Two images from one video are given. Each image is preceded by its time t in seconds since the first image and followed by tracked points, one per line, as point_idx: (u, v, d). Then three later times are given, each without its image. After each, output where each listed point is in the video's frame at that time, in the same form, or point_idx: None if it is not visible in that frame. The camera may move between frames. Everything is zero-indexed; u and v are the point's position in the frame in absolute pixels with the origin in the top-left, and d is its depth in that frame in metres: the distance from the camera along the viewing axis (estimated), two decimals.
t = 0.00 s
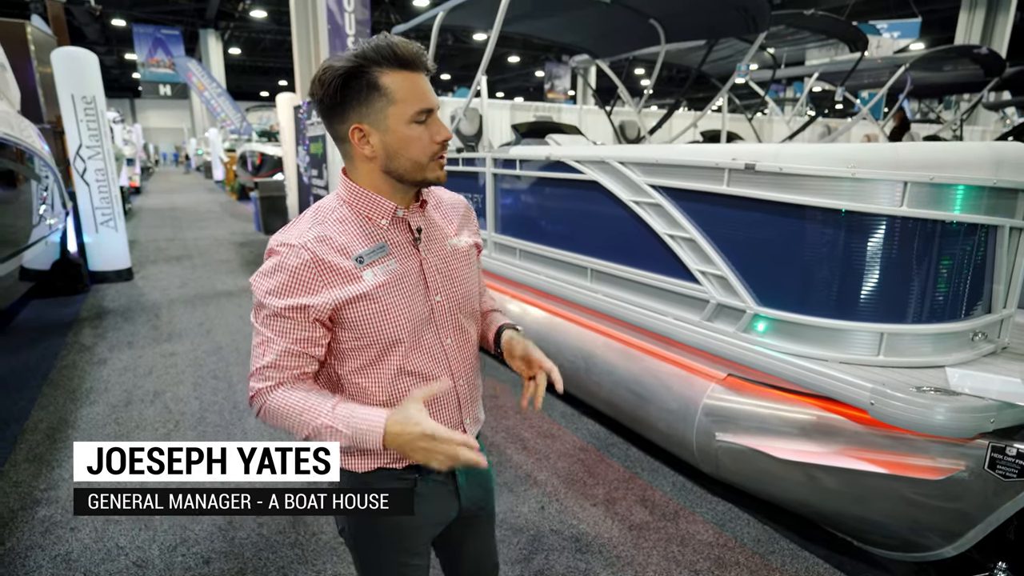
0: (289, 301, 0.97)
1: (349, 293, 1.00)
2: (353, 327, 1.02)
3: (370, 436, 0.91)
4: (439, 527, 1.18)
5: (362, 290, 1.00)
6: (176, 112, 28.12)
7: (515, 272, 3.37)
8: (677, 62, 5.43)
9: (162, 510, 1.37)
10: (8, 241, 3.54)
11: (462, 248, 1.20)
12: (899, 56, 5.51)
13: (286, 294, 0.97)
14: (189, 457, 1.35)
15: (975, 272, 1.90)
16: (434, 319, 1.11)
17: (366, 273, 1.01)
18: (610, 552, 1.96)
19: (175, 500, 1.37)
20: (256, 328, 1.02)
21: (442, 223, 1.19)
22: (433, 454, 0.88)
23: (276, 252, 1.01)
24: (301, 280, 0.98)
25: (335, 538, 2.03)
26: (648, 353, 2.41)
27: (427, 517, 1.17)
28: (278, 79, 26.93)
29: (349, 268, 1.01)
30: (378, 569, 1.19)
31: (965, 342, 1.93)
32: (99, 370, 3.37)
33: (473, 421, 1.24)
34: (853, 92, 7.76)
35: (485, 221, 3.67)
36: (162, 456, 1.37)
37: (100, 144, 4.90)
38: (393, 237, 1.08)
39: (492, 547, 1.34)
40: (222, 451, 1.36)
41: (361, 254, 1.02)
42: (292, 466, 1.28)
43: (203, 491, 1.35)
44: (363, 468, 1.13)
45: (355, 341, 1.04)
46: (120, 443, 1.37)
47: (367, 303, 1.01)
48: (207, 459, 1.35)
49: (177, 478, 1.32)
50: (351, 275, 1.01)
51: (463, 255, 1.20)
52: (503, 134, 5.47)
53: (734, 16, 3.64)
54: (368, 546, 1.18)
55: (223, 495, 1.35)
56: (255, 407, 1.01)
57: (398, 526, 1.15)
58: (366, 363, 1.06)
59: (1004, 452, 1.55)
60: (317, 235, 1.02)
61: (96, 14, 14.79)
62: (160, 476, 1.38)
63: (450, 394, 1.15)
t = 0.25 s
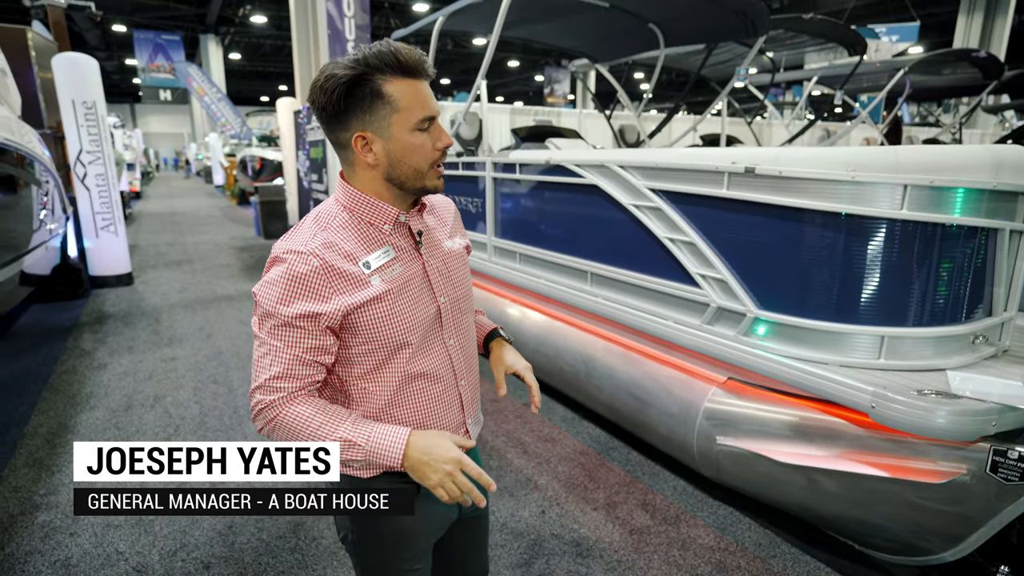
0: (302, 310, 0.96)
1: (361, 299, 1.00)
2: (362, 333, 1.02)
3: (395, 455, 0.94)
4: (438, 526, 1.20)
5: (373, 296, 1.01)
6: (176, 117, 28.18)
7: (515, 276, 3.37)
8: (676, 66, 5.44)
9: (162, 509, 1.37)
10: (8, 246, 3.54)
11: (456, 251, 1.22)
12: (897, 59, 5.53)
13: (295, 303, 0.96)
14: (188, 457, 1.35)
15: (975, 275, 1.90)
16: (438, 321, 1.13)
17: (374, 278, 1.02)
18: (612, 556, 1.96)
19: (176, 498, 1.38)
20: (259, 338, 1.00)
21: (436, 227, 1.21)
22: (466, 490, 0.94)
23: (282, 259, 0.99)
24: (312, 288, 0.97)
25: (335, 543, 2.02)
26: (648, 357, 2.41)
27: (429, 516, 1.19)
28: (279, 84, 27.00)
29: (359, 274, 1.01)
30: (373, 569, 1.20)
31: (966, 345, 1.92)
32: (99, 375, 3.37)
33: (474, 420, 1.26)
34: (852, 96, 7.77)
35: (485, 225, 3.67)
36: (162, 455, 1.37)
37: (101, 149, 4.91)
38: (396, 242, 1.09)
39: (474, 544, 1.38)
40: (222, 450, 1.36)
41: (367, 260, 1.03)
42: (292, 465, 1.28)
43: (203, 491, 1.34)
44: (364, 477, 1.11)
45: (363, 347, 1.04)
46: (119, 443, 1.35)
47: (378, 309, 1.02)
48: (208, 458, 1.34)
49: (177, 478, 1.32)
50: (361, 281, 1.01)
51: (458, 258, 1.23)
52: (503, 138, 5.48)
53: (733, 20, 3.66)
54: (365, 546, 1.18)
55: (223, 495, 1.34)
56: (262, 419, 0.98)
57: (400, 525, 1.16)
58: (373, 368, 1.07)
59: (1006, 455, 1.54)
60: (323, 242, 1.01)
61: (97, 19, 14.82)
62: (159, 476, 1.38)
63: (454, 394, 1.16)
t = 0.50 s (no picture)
0: (313, 306, 0.96)
1: (370, 292, 1.01)
2: (371, 326, 1.03)
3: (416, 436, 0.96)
4: (445, 521, 1.22)
5: (380, 288, 1.02)
6: (177, 120, 28.20)
7: (516, 278, 3.37)
8: (676, 69, 5.46)
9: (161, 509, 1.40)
10: (9, 249, 3.54)
11: (453, 244, 1.24)
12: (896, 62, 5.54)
13: (305, 300, 0.96)
14: (188, 457, 1.38)
15: (975, 277, 1.90)
16: (441, 312, 1.14)
17: (380, 271, 1.03)
18: (612, 558, 1.96)
19: (176, 499, 1.42)
20: (271, 338, 1.00)
21: (432, 222, 1.23)
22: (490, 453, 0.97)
23: (288, 259, 0.99)
24: (321, 284, 0.97)
25: (336, 545, 2.02)
26: (648, 359, 2.41)
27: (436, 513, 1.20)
28: (279, 88, 27.06)
29: (364, 269, 1.01)
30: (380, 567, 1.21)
31: (966, 347, 1.93)
32: (100, 378, 3.37)
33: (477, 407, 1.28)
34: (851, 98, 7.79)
35: (485, 227, 3.68)
36: (162, 456, 1.40)
37: (101, 152, 4.92)
38: (397, 237, 1.10)
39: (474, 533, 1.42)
40: (222, 451, 1.40)
41: (372, 254, 1.04)
42: (293, 465, 1.32)
43: (203, 491, 1.39)
44: (378, 473, 1.13)
45: (373, 341, 1.05)
46: (120, 444, 1.39)
47: (385, 301, 1.03)
48: (208, 459, 1.37)
49: (178, 478, 1.36)
50: (366, 275, 1.02)
51: (454, 251, 1.24)
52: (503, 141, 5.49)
53: (732, 23, 3.67)
54: (372, 545, 1.19)
55: (223, 494, 1.37)
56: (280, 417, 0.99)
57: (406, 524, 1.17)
58: (382, 361, 1.07)
59: (1007, 457, 1.54)
60: (328, 239, 1.01)
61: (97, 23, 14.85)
62: (159, 477, 1.41)
63: (458, 383, 1.18)
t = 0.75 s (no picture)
0: (331, 289, 0.97)
1: (382, 278, 1.03)
2: (382, 313, 1.05)
3: (436, 408, 0.96)
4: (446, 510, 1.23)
5: (391, 274, 1.05)
6: (177, 121, 28.21)
7: (516, 280, 3.36)
8: (676, 70, 5.46)
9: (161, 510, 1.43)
10: (9, 250, 3.54)
11: (451, 241, 1.28)
12: (897, 63, 5.54)
13: (323, 284, 0.98)
14: (188, 457, 1.42)
15: (976, 278, 1.90)
16: (444, 302, 1.18)
17: (389, 260, 1.06)
18: (613, 559, 1.95)
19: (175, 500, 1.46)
20: (289, 327, 1.00)
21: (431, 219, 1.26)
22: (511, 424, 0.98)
23: (303, 249, 1.01)
24: (337, 269, 0.99)
25: (336, 546, 2.02)
26: (648, 360, 2.42)
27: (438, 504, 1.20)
28: (279, 89, 27.09)
29: (374, 257, 1.04)
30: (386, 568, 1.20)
31: (967, 347, 1.93)
32: (100, 379, 3.37)
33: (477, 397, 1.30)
34: (852, 100, 7.79)
35: (485, 228, 3.68)
36: (162, 456, 1.43)
37: (102, 154, 4.92)
38: (401, 232, 1.13)
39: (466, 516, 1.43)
40: (222, 451, 1.45)
41: (380, 246, 1.07)
42: (294, 464, 1.36)
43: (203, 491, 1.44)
44: (387, 460, 1.14)
45: (384, 328, 1.07)
46: (120, 445, 1.43)
47: (395, 287, 1.05)
48: (209, 458, 1.42)
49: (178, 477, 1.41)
50: (376, 263, 1.04)
51: (452, 248, 1.28)
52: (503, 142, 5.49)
53: (732, 25, 3.67)
54: (376, 545, 1.19)
55: (222, 494, 1.40)
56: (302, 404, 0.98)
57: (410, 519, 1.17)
58: (392, 350, 1.09)
59: (1008, 457, 1.54)
60: (339, 230, 1.04)
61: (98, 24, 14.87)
62: (159, 476, 1.43)
63: (461, 372, 1.21)
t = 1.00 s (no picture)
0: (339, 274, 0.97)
1: (384, 270, 1.03)
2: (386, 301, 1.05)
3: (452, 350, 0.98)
4: (433, 498, 1.22)
5: (393, 267, 1.04)
6: (177, 122, 28.20)
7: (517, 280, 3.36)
8: (676, 70, 5.46)
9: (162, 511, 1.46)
10: (10, 251, 3.54)
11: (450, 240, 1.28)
12: (897, 63, 5.54)
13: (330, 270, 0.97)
14: (188, 457, 1.44)
15: (976, 279, 1.90)
16: (439, 297, 1.18)
17: (391, 253, 1.06)
18: (613, 560, 1.95)
19: (176, 499, 1.48)
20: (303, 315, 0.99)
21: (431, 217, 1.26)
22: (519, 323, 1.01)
23: (312, 240, 1.01)
24: (344, 256, 0.99)
25: (337, 547, 2.02)
26: (649, 360, 2.41)
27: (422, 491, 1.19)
28: (279, 90, 27.10)
29: (374, 251, 1.04)
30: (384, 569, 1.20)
31: (968, 348, 1.92)
32: (100, 380, 3.37)
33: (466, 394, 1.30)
34: (852, 100, 7.78)
35: (485, 229, 3.68)
36: (162, 456, 1.44)
37: (101, 154, 4.92)
38: (402, 228, 1.13)
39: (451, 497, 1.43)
40: (223, 451, 1.48)
41: (382, 240, 1.06)
42: (294, 464, 1.36)
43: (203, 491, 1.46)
44: (369, 444, 1.14)
45: (385, 319, 1.06)
46: (120, 445, 1.45)
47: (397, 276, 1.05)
48: (209, 458, 1.45)
49: (178, 477, 1.44)
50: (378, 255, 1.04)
51: (452, 246, 1.27)
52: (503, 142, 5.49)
53: (733, 25, 3.67)
54: (373, 546, 1.19)
55: (224, 493, 1.44)
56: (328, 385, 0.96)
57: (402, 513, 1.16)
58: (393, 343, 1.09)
59: (1009, 458, 1.54)
60: (343, 222, 1.04)
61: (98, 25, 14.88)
62: (159, 477, 1.45)
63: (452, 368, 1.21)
